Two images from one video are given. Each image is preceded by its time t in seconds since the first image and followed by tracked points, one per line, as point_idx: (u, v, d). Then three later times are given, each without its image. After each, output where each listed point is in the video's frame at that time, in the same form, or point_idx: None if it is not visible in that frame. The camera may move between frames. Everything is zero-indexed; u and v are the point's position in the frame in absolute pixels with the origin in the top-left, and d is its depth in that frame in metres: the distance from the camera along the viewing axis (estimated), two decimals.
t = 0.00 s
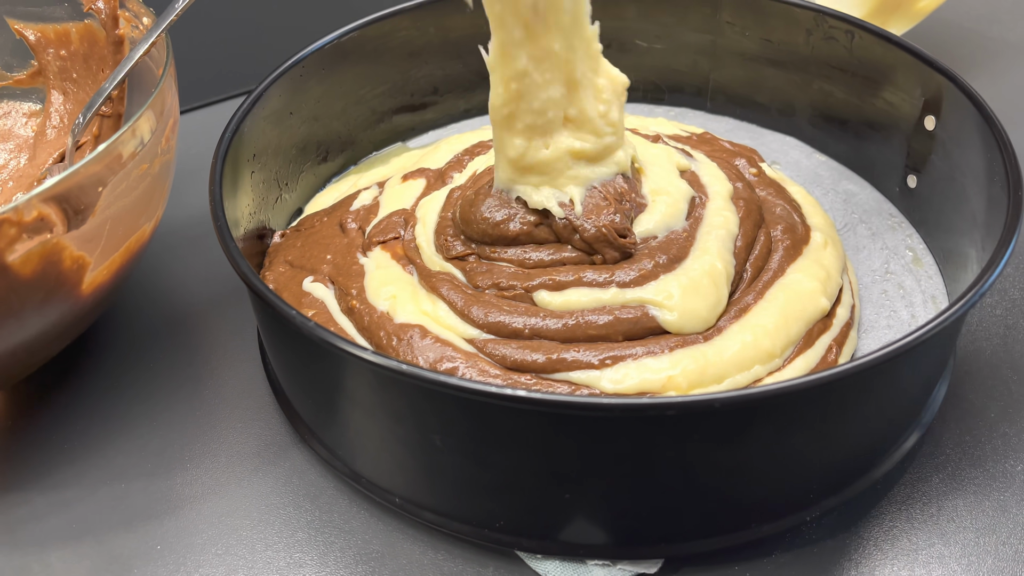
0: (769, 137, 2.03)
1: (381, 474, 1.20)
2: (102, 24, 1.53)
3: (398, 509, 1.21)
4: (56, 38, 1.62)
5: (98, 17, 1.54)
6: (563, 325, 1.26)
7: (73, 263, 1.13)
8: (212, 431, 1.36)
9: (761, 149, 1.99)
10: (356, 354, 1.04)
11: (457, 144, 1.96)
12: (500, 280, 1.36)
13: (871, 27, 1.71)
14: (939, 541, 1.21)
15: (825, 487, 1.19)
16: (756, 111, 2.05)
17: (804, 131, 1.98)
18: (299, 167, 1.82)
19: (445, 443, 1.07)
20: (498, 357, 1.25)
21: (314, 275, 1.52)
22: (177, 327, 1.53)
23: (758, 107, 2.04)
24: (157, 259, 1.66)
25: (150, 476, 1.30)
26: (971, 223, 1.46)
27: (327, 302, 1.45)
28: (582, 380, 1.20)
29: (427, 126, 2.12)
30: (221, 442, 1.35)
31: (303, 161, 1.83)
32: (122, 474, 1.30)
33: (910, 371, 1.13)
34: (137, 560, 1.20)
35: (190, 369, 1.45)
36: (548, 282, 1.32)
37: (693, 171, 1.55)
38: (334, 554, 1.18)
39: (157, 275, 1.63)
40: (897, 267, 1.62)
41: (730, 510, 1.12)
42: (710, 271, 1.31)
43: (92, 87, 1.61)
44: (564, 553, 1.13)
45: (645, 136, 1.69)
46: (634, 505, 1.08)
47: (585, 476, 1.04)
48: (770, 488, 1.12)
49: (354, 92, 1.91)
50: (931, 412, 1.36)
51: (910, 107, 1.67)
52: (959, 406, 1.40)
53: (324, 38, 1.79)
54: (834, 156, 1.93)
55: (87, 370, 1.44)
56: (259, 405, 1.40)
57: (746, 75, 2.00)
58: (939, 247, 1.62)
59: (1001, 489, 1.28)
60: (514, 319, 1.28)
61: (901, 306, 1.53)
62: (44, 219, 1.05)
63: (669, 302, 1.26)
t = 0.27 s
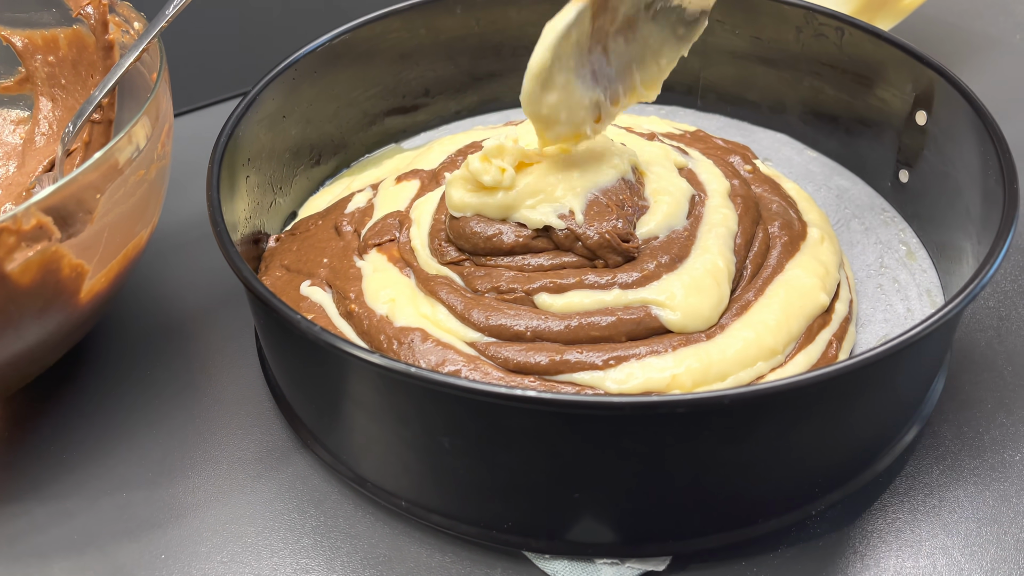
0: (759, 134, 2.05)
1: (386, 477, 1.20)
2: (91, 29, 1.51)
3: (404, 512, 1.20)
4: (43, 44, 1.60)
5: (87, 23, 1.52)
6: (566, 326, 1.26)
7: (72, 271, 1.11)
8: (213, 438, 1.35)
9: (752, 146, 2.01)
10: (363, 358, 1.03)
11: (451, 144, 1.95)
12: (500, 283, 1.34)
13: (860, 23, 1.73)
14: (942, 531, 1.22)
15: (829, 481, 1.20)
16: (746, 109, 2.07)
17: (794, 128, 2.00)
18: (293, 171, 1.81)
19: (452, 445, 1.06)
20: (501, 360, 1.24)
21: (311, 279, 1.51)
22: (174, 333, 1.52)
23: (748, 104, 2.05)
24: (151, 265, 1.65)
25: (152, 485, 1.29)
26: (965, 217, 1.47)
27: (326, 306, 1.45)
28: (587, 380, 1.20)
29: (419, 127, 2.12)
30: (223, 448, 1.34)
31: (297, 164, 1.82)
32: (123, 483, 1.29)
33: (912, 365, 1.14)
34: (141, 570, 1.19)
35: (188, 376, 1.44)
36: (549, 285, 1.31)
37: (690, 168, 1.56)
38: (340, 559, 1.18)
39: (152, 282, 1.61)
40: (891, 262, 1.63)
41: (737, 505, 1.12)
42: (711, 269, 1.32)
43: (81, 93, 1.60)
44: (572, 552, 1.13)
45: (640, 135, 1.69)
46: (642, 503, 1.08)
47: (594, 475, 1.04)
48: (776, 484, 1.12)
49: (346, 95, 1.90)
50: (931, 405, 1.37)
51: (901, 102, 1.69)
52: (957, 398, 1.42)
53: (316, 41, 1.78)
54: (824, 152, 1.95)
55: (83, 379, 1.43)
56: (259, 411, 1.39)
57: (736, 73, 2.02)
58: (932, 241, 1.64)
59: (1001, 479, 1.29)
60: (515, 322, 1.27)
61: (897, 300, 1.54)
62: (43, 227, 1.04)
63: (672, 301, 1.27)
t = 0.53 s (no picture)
0: (750, 131, 2.06)
1: (392, 480, 1.19)
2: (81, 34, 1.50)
3: (411, 515, 1.20)
4: (31, 50, 1.59)
5: (77, 28, 1.51)
6: (569, 326, 1.26)
7: (71, 280, 1.10)
8: (215, 444, 1.34)
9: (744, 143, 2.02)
10: (370, 361, 1.03)
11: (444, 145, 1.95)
12: (501, 285, 1.34)
13: (850, 20, 1.74)
14: (944, 522, 1.23)
15: (834, 474, 1.21)
16: (736, 106, 2.08)
17: (785, 124, 2.01)
18: (287, 175, 1.80)
19: (460, 447, 1.06)
20: (504, 361, 1.24)
21: (309, 283, 1.51)
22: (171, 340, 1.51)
23: (739, 102, 2.07)
24: (145, 272, 1.63)
25: (154, 493, 1.28)
26: (959, 210, 1.49)
27: (324, 309, 1.44)
28: (591, 380, 1.20)
29: (411, 129, 2.11)
30: (225, 455, 1.33)
31: (290, 168, 1.81)
32: (125, 492, 1.28)
33: (913, 357, 1.15)
34: None
35: (187, 383, 1.43)
36: (550, 286, 1.32)
37: (686, 166, 1.57)
38: (347, 563, 1.17)
39: (147, 289, 1.60)
40: (886, 256, 1.65)
41: (744, 500, 1.13)
42: (711, 267, 1.33)
43: (71, 100, 1.58)
44: (581, 551, 1.13)
45: (634, 134, 1.70)
46: (651, 500, 1.08)
47: (603, 473, 1.04)
48: (782, 478, 1.13)
49: (338, 97, 1.90)
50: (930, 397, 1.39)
51: (892, 97, 1.71)
52: (953, 390, 1.44)
53: (308, 44, 1.77)
54: (816, 148, 1.96)
55: (80, 388, 1.42)
56: (260, 416, 1.39)
57: (726, 71, 2.03)
58: (925, 235, 1.65)
59: (999, 469, 1.31)
60: (518, 323, 1.27)
61: (893, 294, 1.55)
62: (42, 235, 1.03)
63: (673, 299, 1.27)
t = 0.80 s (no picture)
0: (742, 128, 2.07)
1: (398, 484, 1.19)
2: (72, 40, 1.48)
3: (419, 517, 1.20)
4: (21, 57, 1.56)
5: (68, 34, 1.50)
6: (572, 326, 1.26)
7: (72, 287, 1.09)
8: (217, 451, 1.33)
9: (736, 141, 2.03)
10: (379, 364, 1.02)
11: (438, 146, 1.95)
12: (503, 286, 1.34)
13: (840, 16, 1.75)
14: (947, 512, 1.24)
15: (838, 468, 1.21)
16: (728, 103, 2.09)
17: (776, 121, 2.02)
18: (281, 179, 1.79)
19: (469, 448, 1.06)
20: (508, 362, 1.24)
21: (308, 286, 1.50)
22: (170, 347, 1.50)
23: (730, 99, 2.08)
24: (141, 279, 1.62)
25: (158, 502, 1.27)
26: (953, 203, 1.50)
27: (324, 313, 1.43)
28: (596, 379, 1.20)
29: (404, 131, 2.11)
30: (227, 461, 1.32)
31: (285, 172, 1.81)
32: (127, 501, 1.27)
33: (916, 350, 1.16)
34: None
35: (186, 389, 1.43)
36: (552, 286, 1.32)
37: (681, 164, 1.58)
38: (356, 568, 1.17)
39: (143, 296, 1.59)
40: (880, 250, 1.66)
41: (751, 495, 1.14)
42: (711, 264, 1.33)
43: (63, 106, 1.56)
44: (590, 549, 1.13)
45: (629, 133, 1.71)
46: (659, 497, 1.09)
47: (612, 471, 1.05)
48: (788, 472, 1.14)
49: (331, 100, 1.89)
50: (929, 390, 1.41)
51: (883, 92, 1.72)
52: (950, 382, 1.46)
53: (300, 46, 1.76)
54: (807, 144, 1.98)
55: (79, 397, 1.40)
56: (262, 422, 1.38)
57: (718, 69, 2.04)
58: (919, 228, 1.67)
59: (998, 459, 1.33)
60: (521, 324, 1.27)
61: (889, 287, 1.57)
62: (43, 242, 1.01)
63: (675, 297, 1.28)
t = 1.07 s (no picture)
0: (734, 125, 2.08)
1: (406, 487, 1.19)
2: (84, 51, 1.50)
3: (426, 520, 1.19)
4: (34, 65, 1.57)
5: (82, 45, 1.51)
6: (576, 326, 1.26)
7: (53, 317, 1.08)
8: (220, 459, 1.33)
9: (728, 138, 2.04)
10: (388, 367, 1.01)
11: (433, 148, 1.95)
12: (504, 287, 1.34)
13: (831, 12, 1.76)
14: (950, 503, 1.25)
15: (843, 462, 1.22)
16: (719, 101, 2.10)
17: (768, 118, 2.04)
18: (275, 182, 1.78)
19: (479, 449, 1.06)
20: (512, 363, 1.23)
21: (307, 290, 1.49)
22: (169, 356, 1.49)
23: (722, 97, 2.09)
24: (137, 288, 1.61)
25: (161, 511, 1.26)
26: (948, 196, 1.51)
27: (324, 317, 1.42)
28: (601, 379, 1.20)
29: (397, 133, 2.10)
30: (231, 468, 1.31)
31: (279, 176, 1.80)
32: (131, 511, 1.26)
33: (920, 343, 1.16)
34: None
35: (187, 398, 1.42)
36: (554, 286, 1.32)
37: (678, 162, 1.58)
38: (364, 572, 1.16)
39: (140, 305, 1.58)
40: (875, 244, 1.67)
41: (759, 490, 1.14)
42: (711, 261, 1.34)
43: (76, 116, 1.57)
44: (599, 548, 1.14)
45: (625, 132, 1.71)
46: (668, 494, 1.09)
47: (623, 470, 1.05)
48: (795, 467, 1.14)
49: (324, 103, 1.88)
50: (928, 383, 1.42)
51: (875, 88, 1.73)
52: (949, 374, 1.47)
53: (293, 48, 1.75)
54: (799, 140, 1.99)
55: (79, 408, 1.40)
56: (264, 428, 1.37)
57: (709, 67, 2.05)
58: (913, 222, 1.68)
59: (998, 449, 1.34)
60: (524, 325, 1.27)
61: (886, 281, 1.58)
62: (20, 273, 1.01)
63: (677, 295, 1.28)
